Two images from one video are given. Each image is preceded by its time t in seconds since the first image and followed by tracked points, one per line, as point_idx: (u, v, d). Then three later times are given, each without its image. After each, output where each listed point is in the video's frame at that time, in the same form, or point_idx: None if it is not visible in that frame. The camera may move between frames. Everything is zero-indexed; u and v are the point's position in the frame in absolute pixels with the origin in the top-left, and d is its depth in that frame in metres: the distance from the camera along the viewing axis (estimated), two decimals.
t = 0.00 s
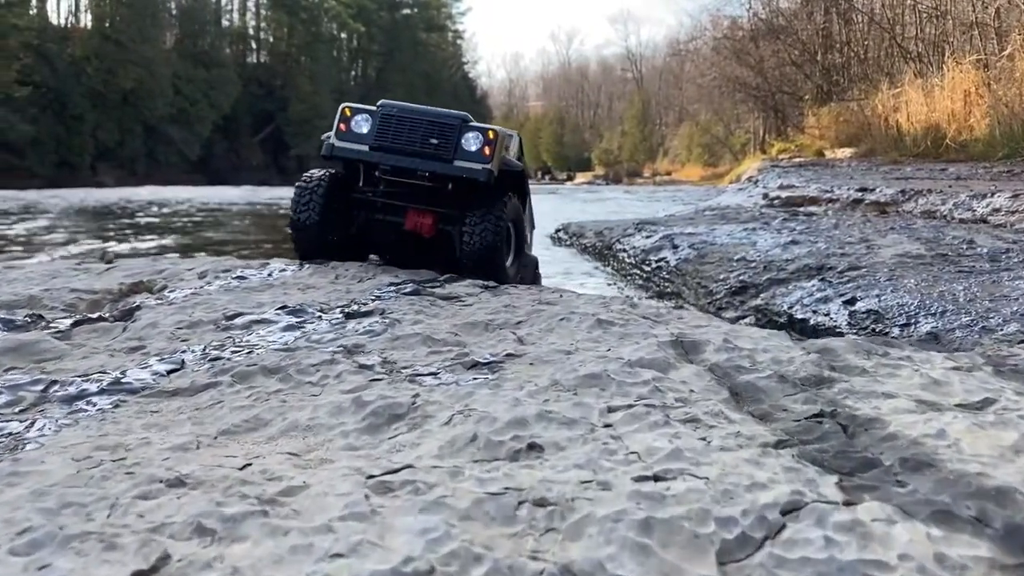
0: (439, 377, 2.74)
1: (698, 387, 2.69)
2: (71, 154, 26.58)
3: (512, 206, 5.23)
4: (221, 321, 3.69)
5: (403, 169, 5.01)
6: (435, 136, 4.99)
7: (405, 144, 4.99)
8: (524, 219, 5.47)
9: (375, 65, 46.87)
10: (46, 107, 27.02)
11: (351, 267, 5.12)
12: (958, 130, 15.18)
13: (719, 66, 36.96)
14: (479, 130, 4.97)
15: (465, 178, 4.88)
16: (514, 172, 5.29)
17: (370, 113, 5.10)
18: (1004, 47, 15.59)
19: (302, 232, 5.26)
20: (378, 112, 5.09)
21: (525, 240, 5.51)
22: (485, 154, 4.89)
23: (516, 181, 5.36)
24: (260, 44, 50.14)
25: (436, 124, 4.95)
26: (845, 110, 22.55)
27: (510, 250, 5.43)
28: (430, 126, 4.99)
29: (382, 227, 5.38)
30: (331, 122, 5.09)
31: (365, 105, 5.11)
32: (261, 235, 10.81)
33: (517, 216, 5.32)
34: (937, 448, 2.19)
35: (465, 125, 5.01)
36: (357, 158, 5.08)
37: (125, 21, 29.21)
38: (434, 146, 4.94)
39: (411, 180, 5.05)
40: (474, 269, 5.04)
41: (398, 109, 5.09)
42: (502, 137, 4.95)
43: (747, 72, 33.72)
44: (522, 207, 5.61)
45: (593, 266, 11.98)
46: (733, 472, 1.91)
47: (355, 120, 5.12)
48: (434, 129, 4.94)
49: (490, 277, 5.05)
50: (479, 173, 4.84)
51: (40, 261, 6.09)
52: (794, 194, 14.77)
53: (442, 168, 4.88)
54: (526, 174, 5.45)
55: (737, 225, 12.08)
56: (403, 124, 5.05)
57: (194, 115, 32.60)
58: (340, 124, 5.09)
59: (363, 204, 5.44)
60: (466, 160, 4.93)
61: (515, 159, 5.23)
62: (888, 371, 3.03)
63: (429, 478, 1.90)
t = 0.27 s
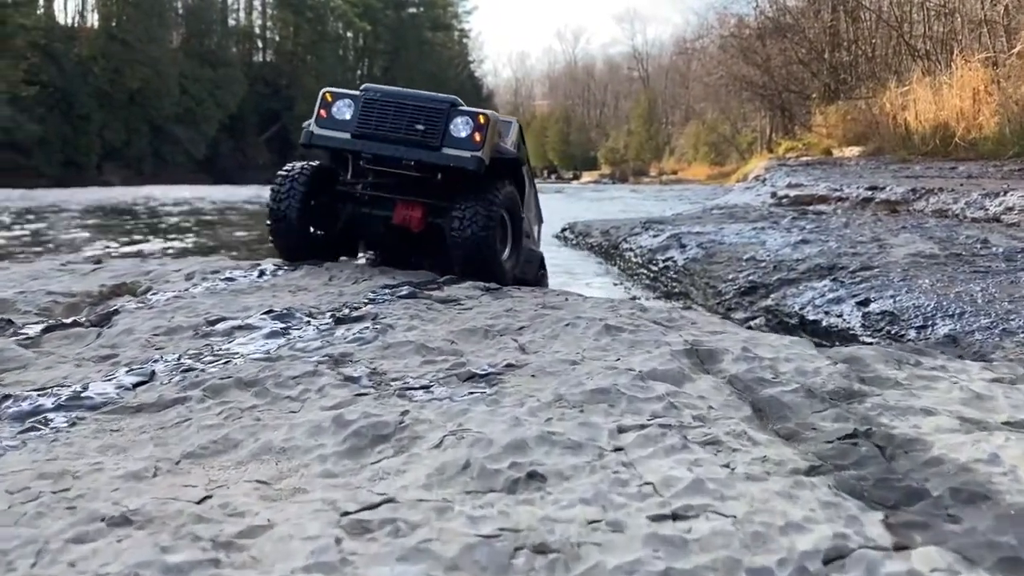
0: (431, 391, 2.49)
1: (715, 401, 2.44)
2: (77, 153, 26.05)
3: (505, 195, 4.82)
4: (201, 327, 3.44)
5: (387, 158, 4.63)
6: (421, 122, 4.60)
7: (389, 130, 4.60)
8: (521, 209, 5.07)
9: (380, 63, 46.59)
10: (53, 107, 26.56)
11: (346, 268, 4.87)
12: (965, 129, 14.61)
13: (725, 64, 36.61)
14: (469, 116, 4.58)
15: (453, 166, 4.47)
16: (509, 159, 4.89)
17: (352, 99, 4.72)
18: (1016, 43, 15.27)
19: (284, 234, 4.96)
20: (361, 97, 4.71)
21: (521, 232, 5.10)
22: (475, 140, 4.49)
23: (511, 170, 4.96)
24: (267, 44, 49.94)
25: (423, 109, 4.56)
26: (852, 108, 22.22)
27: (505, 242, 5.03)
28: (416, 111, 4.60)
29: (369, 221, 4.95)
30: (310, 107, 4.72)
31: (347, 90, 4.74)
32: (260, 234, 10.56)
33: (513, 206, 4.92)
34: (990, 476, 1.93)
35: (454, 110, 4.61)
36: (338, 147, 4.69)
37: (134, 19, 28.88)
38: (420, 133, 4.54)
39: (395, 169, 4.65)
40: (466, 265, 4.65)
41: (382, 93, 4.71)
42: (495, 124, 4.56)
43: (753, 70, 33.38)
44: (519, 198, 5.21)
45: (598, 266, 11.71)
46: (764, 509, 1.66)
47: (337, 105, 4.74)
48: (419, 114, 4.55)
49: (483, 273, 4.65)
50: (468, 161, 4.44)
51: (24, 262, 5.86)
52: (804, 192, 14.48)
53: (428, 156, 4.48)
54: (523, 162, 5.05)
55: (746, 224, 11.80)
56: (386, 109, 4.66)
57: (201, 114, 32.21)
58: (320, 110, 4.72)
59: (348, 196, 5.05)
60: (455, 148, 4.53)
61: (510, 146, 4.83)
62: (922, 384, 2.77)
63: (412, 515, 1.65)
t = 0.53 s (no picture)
0: (430, 411, 2.22)
1: (749, 423, 2.17)
2: (83, 152, 25.53)
3: (501, 184, 4.47)
4: (183, 335, 3.17)
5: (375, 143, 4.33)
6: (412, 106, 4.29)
7: (378, 113, 4.30)
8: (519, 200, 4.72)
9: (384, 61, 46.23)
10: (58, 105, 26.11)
11: (342, 270, 4.60)
12: (974, 127, 14.22)
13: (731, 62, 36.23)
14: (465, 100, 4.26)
15: (444, 154, 4.16)
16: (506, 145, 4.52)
17: (341, 78, 4.43)
18: None
19: (266, 232, 4.64)
20: (350, 76, 4.42)
21: (520, 224, 4.76)
22: (469, 127, 4.18)
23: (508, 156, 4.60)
24: (271, 43, 49.60)
25: (414, 91, 4.26)
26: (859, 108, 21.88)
27: (502, 235, 4.69)
28: (407, 94, 4.30)
29: (359, 215, 4.58)
30: (297, 87, 4.44)
31: (335, 68, 4.45)
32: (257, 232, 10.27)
33: (510, 197, 4.57)
34: None
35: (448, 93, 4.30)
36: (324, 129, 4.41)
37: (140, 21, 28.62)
38: (410, 117, 4.24)
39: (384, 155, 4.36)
40: (458, 261, 4.30)
41: (373, 73, 4.41)
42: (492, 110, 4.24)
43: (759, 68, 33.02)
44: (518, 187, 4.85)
45: (605, 266, 11.41)
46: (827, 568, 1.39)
47: (325, 85, 4.46)
48: (411, 97, 4.25)
49: (476, 270, 4.31)
50: (460, 149, 4.12)
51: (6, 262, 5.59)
52: (813, 191, 14.19)
53: (418, 142, 4.18)
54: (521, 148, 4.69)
55: (755, 223, 11.52)
56: (377, 90, 4.37)
57: (207, 113, 31.85)
58: (307, 89, 4.44)
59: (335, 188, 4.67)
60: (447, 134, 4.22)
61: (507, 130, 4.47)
62: (976, 401, 2.49)
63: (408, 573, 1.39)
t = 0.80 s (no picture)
0: (432, 438, 1.95)
1: (795, 453, 1.90)
2: (88, 152, 25.25)
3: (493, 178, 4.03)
4: (163, 347, 2.91)
5: (353, 132, 3.94)
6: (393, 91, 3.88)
7: (355, 99, 3.90)
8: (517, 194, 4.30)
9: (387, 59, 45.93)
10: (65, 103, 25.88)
11: (339, 274, 4.32)
12: (981, 126, 13.80)
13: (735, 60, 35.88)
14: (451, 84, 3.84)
15: (426, 144, 3.74)
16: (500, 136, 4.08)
17: (318, 61, 4.05)
18: None
19: (236, 228, 4.29)
20: (328, 58, 4.03)
21: (517, 223, 4.30)
22: (454, 114, 3.75)
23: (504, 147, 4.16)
24: (275, 43, 49.31)
25: (395, 75, 3.85)
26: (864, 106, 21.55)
27: (496, 234, 4.24)
28: (388, 77, 3.89)
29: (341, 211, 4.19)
30: (271, 71, 4.08)
31: (312, 50, 4.07)
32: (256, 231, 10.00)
33: (504, 191, 4.16)
34: None
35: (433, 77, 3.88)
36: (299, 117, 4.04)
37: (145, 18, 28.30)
38: (390, 104, 3.83)
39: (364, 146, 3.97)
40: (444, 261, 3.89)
41: (352, 55, 4.01)
42: (481, 96, 3.81)
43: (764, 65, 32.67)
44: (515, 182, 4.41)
45: (611, 266, 11.13)
46: None
47: (301, 69, 4.08)
48: (391, 82, 3.84)
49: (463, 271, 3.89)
50: (442, 139, 3.70)
51: None
52: (821, 191, 13.88)
53: (397, 131, 3.77)
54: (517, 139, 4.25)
55: (764, 222, 11.23)
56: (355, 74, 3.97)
57: (211, 113, 31.57)
58: (281, 73, 4.07)
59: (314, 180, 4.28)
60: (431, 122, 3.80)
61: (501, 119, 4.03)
62: None
63: None
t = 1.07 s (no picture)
0: (422, 478, 1.71)
1: (836, 497, 1.66)
2: (91, 152, 24.90)
3: (474, 176, 3.74)
4: (131, 366, 2.66)
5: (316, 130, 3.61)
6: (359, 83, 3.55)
7: (317, 93, 3.56)
8: (501, 194, 4.01)
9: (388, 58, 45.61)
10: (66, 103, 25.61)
11: (328, 280, 4.06)
12: (986, 125, 13.51)
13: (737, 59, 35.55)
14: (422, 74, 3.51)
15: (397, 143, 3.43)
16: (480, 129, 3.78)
17: (274, 51, 3.69)
18: None
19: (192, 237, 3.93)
20: (284, 48, 3.68)
21: (500, 221, 4.03)
22: (426, 107, 3.44)
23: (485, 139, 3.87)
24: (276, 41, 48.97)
25: (360, 65, 3.51)
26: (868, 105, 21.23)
27: (477, 233, 3.97)
28: (352, 68, 3.55)
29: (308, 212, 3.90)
30: (223, 63, 3.72)
31: (267, 39, 3.71)
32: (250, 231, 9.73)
33: (486, 189, 3.86)
34: None
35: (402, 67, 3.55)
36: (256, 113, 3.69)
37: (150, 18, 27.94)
38: (355, 97, 3.50)
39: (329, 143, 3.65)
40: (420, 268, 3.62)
41: (311, 43, 3.66)
42: (455, 84, 3.50)
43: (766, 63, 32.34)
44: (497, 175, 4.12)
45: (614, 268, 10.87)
46: None
47: (255, 59, 3.72)
48: (356, 73, 3.51)
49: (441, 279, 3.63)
50: (415, 137, 3.39)
51: None
52: (826, 191, 13.59)
53: (363, 128, 3.45)
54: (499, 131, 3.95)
55: (769, 223, 10.97)
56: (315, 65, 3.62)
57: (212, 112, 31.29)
58: (235, 65, 3.71)
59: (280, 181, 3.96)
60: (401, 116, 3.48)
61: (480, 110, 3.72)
62: None
63: None
